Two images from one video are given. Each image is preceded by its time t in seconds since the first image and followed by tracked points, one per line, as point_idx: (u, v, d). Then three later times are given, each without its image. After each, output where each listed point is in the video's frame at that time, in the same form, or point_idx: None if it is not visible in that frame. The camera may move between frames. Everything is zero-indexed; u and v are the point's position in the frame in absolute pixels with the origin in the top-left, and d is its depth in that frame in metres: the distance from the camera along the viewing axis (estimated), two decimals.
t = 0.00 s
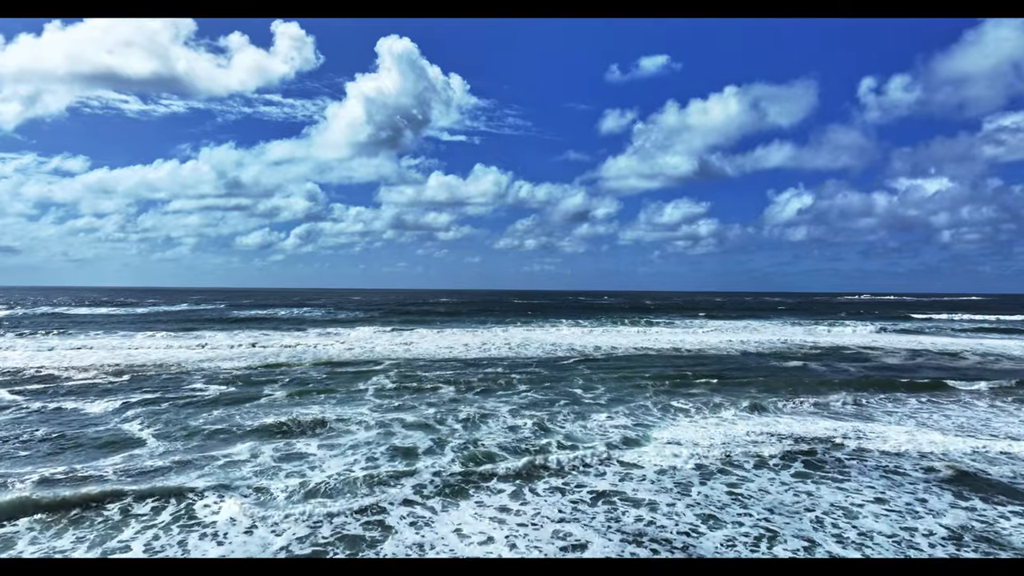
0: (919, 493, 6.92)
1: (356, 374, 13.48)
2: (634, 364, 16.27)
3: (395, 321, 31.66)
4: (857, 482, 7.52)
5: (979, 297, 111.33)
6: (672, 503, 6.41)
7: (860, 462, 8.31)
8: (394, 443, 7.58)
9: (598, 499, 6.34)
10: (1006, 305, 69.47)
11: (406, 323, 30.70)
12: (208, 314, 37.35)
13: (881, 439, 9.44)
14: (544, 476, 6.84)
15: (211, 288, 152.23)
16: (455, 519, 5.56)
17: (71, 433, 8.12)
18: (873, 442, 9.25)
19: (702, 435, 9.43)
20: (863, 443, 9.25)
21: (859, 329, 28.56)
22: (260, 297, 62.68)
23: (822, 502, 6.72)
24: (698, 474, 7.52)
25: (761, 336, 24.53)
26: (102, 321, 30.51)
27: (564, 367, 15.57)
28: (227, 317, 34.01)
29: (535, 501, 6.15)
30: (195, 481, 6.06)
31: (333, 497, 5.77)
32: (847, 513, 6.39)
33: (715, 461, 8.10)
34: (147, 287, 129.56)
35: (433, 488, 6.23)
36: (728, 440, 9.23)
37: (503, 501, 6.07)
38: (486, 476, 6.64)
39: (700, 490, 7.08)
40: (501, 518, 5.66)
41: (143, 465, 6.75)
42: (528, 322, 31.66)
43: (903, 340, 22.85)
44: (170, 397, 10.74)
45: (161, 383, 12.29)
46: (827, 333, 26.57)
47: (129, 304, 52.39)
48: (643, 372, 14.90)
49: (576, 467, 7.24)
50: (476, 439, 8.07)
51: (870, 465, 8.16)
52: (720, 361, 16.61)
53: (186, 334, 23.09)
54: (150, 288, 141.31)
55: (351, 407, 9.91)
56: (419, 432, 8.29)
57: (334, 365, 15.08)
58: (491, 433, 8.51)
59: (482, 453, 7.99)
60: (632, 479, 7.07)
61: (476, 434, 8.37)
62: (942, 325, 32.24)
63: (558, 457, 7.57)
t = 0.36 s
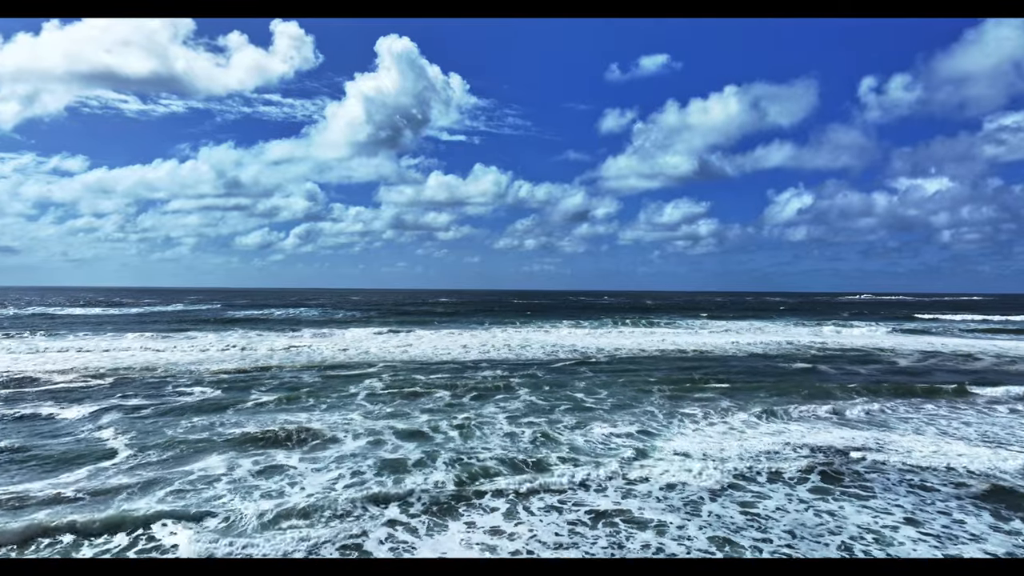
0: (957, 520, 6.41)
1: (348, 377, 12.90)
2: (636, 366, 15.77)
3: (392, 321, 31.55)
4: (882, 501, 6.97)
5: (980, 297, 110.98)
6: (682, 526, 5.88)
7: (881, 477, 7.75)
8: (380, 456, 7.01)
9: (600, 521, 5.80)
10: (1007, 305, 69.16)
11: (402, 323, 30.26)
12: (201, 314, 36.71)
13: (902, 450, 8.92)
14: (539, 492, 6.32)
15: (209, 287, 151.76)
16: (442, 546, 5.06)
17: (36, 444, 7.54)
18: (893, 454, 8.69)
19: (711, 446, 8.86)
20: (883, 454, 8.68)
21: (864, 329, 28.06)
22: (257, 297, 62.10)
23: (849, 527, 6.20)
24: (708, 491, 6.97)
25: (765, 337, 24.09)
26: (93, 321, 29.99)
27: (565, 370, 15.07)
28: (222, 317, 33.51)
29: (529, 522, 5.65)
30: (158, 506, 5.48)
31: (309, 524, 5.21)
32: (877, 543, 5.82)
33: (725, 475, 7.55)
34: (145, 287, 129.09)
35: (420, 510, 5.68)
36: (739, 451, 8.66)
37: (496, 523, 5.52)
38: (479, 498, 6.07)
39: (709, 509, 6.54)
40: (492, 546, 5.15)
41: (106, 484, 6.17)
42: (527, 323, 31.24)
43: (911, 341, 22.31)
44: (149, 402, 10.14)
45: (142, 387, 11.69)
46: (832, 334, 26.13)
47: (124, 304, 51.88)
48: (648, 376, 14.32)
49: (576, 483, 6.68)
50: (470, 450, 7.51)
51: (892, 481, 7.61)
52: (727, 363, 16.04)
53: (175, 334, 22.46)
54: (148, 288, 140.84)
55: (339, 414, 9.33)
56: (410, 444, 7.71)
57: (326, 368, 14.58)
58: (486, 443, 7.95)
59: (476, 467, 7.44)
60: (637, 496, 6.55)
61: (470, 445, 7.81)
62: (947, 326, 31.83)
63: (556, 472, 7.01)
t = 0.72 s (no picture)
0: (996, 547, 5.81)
1: (339, 381, 12.33)
2: (639, 368, 15.22)
3: (390, 321, 31.26)
4: (912, 523, 6.38)
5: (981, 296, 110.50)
6: (694, 553, 5.29)
7: (906, 494, 7.16)
8: (364, 472, 6.44)
9: (600, 548, 5.23)
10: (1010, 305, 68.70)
11: (399, 324, 29.73)
12: (199, 314, 36.22)
13: (926, 463, 8.34)
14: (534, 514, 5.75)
15: (208, 287, 151.38)
16: None
17: None
18: (915, 467, 8.11)
19: (720, 458, 8.29)
20: (905, 467, 8.10)
21: (871, 330, 27.51)
22: (255, 298, 61.60)
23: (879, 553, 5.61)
24: (719, 511, 6.41)
25: (769, 338, 23.57)
26: (84, 321, 29.41)
27: (565, 372, 14.53)
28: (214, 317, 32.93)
29: (522, 547, 5.08)
30: (110, 536, 4.90)
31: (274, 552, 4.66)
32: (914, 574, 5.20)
33: (738, 492, 6.97)
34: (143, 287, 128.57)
35: (402, 534, 5.12)
36: (750, 464, 8.10)
37: (485, 548, 4.95)
38: (468, 523, 5.49)
39: (720, 532, 5.99)
40: None
41: (62, 507, 5.58)
42: (526, 323, 30.73)
43: (921, 343, 21.73)
44: (124, 408, 9.56)
45: (121, 392, 11.11)
46: (837, 335, 25.62)
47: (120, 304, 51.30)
48: (652, 379, 13.76)
49: (574, 503, 6.11)
50: (463, 464, 6.95)
51: (918, 498, 7.03)
52: (733, 366, 15.49)
53: (165, 335, 21.90)
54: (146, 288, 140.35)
55: (326, 421, 8.78)
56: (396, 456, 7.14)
57: (316, 370, 14.02)
58: (479, 455, 7.38)
59: (468, 482, 6.86)
60: (643, 517, 5.98)
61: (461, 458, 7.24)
62: (955, 327, 31.28)
63: (555, 489, 6.45)
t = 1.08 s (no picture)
0: None
1: (328, 388, 11.76)
2: (642, 373, 14.64)
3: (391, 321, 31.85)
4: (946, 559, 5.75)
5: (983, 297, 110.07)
6: None
7: (933, 521, 6.54)
8: (340, 501, 5.87)
9: None
10: (1015, 306, 68.16)
11: (397, 325, 29.21)
12: (197, 315, 35.73)
13: (954, 484, 7.71)
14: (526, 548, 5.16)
15: (209, 287, 151.09)
16: None
17: None
18: (940, 488, 7.49)
19: (728, 479, 7.69)
20: (930, 488, 7.48)
21: (882, 332, 26.83)
22: (255, 298, 61.17)
23: None
24: (731, 543, 5.82)
25: (775, 340, 23.04)
26: (77, 322, 28.93)
27: (564, 378, 13.96)
28: (209, 319, 32.39)
29: None
30: None
31: None
32: None
33: (753, 521, 6.35)
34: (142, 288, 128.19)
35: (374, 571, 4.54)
36: (762, 486, 7.50)
37: None
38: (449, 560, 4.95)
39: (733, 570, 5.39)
40: None
41: (0, 543, 5.12)
42: (526, 326, 30.20)
43: (933, 346, 21.07)
44: (98, 419, 9.02)
45: (99, 400, 10.57)
46: (844, 337, 25.09)
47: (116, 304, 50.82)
48: (656, 386, 13.19)
49: (571, 536, 5.52)
50: (451, 488, 6.40)
51: (948, 527, 6.40)
52: (741, 371, 14.89)
53: (158, 337, 21.37)
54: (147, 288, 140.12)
55: (308, 434, 8.22)
56: (378, 480, 6.56)
57: (306, 376, 13.45)
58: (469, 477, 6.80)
59: (455, 508, 6.35)
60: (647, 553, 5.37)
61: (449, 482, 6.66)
62: (965, 329, 30.66)
63: (551, 520, 5.86)
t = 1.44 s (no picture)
0: None
1: (315, 398, 11.18)
2: (645, 380, 14.11)
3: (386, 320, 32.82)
4: None
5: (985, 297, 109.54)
6: None
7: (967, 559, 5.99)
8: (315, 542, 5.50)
9: None
10: (1018, 307, 67.68)
11: (395, 327, 28.72)
12: (189, 317, 35.22)
13: (988, 513, 7.14)
14: None
15: (208, 288, 150.82)
16: None
17: None
18: (974, 519, 6.92)
19: (739, 508, 7.10)
20: (963, 519, 6.92)
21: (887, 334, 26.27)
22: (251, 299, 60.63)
23: None
24: None
25: (781, 344, 22.52)
26: (70, 324, 28.47)
27: (565, 386, 13.44)
28: (205, 320, 31.93)
29: None
30: None
31: None
32: None
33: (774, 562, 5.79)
34: (142, 288, 127.88)
35: None
36: (779, 516, 6.96)
37: None
38: None
39: None
40: None
41: None
42: (527, 328, 29.71)
43: (943, 351, 20.51)
44: (63, 435, 8.42)
45: (70, 411, 9.97)
46: (851, 340, 24.56)
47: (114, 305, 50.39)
48: (659, 395, 12.61)
49: None
50: (435, 522, 6.11)
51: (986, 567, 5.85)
52: (747, 379, 14.32)
53: (145, 340, 20.79)
54: (145, 288, 139.81)
55: (287, 459, 7.65)
56: (359, 522, 5.97)
57: (295, 384, 12.92)
58: (457, 521, 6.23)
59: (440, 542, 6.00)
60: None
61: (436, 519, 6.11)
62: (974, 331, 30.14)
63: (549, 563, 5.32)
